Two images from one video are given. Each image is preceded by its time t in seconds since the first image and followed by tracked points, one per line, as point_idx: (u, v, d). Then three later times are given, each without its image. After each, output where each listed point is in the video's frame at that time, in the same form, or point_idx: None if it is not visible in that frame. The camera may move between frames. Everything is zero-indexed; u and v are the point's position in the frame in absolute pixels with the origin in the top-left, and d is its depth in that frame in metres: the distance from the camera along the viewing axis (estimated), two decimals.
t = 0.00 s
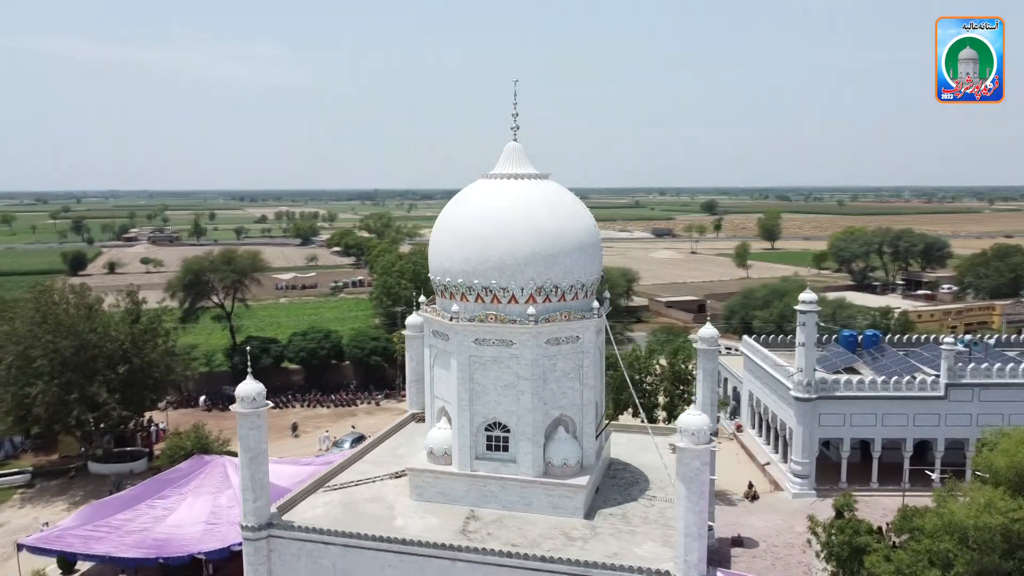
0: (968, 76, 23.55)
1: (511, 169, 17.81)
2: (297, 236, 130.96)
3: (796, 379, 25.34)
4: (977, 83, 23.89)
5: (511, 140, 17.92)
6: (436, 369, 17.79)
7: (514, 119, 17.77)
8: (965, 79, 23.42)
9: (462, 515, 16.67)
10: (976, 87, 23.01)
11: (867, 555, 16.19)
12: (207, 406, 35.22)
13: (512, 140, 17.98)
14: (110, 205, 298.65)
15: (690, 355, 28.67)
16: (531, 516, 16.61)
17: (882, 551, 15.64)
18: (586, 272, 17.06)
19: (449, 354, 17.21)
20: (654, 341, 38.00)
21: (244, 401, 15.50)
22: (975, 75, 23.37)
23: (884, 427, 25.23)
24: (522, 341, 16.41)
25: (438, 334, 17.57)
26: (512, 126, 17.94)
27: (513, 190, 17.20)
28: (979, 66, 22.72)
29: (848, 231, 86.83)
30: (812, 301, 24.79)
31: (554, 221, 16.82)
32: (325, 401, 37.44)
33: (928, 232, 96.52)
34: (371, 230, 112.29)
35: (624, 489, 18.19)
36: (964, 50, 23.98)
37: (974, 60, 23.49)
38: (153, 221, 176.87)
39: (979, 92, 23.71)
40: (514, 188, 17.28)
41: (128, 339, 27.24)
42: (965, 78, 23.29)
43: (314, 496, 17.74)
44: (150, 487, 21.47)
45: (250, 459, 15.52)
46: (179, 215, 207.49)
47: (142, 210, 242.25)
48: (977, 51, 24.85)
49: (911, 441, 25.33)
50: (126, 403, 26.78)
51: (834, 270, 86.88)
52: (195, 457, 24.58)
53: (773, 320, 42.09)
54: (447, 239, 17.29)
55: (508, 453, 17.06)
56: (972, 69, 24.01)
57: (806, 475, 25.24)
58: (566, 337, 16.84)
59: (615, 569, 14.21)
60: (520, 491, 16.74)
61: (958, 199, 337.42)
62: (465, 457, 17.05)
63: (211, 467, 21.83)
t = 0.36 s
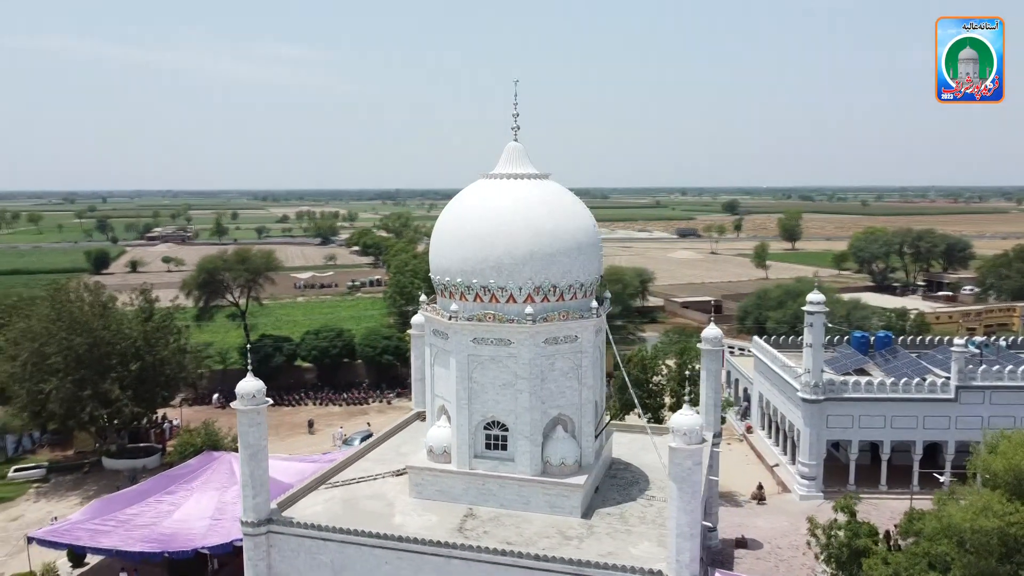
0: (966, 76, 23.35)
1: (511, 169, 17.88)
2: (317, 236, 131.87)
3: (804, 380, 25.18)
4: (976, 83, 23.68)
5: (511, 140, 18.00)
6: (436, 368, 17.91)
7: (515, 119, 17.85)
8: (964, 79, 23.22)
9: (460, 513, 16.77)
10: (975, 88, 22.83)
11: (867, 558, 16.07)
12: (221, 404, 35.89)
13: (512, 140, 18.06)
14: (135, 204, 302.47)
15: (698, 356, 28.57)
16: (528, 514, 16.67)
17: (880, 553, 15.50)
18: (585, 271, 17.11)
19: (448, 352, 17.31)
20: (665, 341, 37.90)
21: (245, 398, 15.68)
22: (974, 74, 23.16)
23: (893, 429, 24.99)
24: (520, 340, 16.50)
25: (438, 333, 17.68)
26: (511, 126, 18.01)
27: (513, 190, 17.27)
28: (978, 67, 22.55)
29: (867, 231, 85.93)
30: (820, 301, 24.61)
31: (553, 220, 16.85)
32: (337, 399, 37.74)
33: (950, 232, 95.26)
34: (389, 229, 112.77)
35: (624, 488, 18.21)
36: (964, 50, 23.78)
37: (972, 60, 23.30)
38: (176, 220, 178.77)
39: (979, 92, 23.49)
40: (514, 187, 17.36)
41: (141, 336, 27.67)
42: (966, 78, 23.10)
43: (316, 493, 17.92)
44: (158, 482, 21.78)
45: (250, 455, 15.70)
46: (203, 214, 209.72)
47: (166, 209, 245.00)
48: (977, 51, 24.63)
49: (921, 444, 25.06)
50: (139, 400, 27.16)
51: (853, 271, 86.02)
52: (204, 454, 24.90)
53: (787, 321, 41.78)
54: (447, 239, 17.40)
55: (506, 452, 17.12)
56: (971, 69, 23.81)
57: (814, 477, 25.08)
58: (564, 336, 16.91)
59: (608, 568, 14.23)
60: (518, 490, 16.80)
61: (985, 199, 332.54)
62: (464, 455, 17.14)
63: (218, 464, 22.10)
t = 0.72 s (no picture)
0: (967, 76, 23.17)
1: (510, 170, 17.99)
2: (337, 236, 132.89)
3: (812, 382, 25.02)
4: (977, 83, 23.48)
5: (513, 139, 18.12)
6: (436, 367, 18.03)
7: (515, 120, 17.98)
8: (964, 79, 23.04)
9: (457, 511, 16.87)
10: (976, 88, 22.67)
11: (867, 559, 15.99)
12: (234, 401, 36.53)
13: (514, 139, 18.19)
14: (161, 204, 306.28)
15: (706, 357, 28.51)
16: (526, 513, 16.74)
17: (878, 555, 15.38)
18: (583, 270, 17.15)
19: (448, 351, 17.43)
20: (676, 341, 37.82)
21: (245, 395, 15.86)
22: (975, 75, 22.98)
23: (902, 431, 24.74)
24: (517, 339, 16.57)
25: (438, 332, 17.82)
26: (512, 126, 18.11)
27: (512, 190, 17.35)
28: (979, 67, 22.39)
29: (889, 231, 84.92)
30: (827, 302, 24.47)
31: (551, 219, 16.92)
32: (349, 397, 38.01)
33: (974, 233, 93.91)
34: (409, 229, 113.31)
35: (623, 488, 18.22)
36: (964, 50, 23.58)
37: (973, 60, 23.11)
38: (200, 220, 180.92)
39: (980, 92, 23.28)
40: (512, 187, 17.45)
41: (153, 334, 28.10)
42: (965, 79, 22.95)
43: (317, 490, 18.13)
44: (167, 478, 22.13)
45: (250, 452, 15.92)
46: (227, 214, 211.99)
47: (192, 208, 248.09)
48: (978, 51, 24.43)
49: (931, 447, 24.77)
50: (151, 397, 27.60)
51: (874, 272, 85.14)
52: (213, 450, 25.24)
53: (801, 322, 41.51)
54: (446, 238, 17.51)
55: (505, 451, 17.20)
56: (971, 69, 23.59)
57: (821, 479, 24.91)
58: (562, 336, 16.96)
59: (601, 567, 14.24)
60: (516, 488, 16.86)
61: (1014, 199, 327.39)
62: (463, 454, 17.24)
63: (225, 460, 22.42)
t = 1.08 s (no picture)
0: (967, 76, 23.02)
1: (510, 169, 18.08)
2: (356, 235, 133.82)
3: (819, 383, 24.87)
4: (977, 83, 23.29)
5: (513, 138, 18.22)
6: (436, 365, 18.15)
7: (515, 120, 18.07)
8: (964, 79, 22.89)
9: (455, 509, 16.98)
10: (976, 87, 22.50)
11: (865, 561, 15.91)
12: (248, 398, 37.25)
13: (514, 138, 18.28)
14: (188, 204, 309.66)
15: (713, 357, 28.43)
16: (523, 511, 16.81)
17: (876, 556, 15.32)
18: (582, 270, 17.20)
19: (447, 350, 17.55)
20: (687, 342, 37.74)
21: (245, 392, 16.08)
22: (974, 75, 22.83)
23: (910, 433, 24.51)
24: (515, 338, 16.65)
25: (438, 331, 17.94)
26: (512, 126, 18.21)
27: (511, 189, 17.43)
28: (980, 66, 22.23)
29: (910, 231, 83.97)
30: (834, 303, 24.34)
31: (549, 218, 16.98)
32: (361, 396, 38.23)
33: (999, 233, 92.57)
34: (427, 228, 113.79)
35: (622, 487, 18.23)
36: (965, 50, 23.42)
37: (973, 60, 22.94)
38: (223, 219, 182.88)
39: (981, 92, 23.12)
40: (511, 187, 17.54)
41: (165, 332, 28.51)
42: (965, 79, 22.85)
43: (318, 487, 18.32)
44: (174, 475, 22.44)
45: (250, 448, 16.13)
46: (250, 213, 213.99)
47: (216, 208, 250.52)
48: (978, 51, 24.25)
49: (940, 449, 24.51)
50: (163, 393, 28.00)
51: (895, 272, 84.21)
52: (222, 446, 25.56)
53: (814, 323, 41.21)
54: (445, 237, 17.62)
55: (503, 449, 17.28)
56: (970, 69, 23.42)
57: (828, 481, 24.74)
58: (560, 335, 17.01)
59: (593, 566, 14.26)
60: (514, 486, 16.93)
61: None
62: (461, 452, 17.33)
63: (231, 455, 22.72)
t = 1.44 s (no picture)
0: (967, 76, 22.84)
1: (511, 168, 18.16)
2: (375, 235, 134.55)
3: (826, 384, 24.72)
4: (977, 83, 23.08)
5: (513, 138, 18.31)
6: (436, 363, 18.28)
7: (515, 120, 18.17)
8: (964, 79, 22.70)
9: (453, 506, 17.09)
10: (976, 88, 22.32)
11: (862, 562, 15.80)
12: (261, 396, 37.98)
13: (514, 138, 18.37)
14: (211, 204, 312.90)
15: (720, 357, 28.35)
16: (520, 509, 16.89)
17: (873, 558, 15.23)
18: (580, 269, 17.24)
19: (447, 349, 17.67)
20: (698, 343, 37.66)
21: (246, 389, 16.35)
22: (974, 75, 22.64)
23: (919, 435, 24.26)
24: (512, 337, 16.74)
25: (437, 330, 18.07)
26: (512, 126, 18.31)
27: (511, 189, 17.51)
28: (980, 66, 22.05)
29: (932, 232, 82.88)
30: (841, 303, 24.21)
31: (546, 218, 17.04)
32: (372, 394, 38.43)
33: None
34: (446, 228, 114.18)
35: (621, 487, 18.23)
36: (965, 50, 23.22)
37: (974, 60, 22.75)
38: (245, 218, 184.67)
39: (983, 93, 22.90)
40: (510, 186, 17.62)
41: (177, 329, 28.90)
42: (965, 79, 22.65)
43: (319, 483, 18.51)
44: (182, 470, 22.73)
45: (250, 444, 16.34)
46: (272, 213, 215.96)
47: (238, 208, 252.59)
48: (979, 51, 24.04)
49: (949, 452, 24.24)
50: (174, 390, 28.37)
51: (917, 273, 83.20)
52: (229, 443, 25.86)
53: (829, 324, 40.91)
54: (445, 236, 17.75)
55: (501, 447, 17.37)
56: (970, 69, 23.20)
57: (836, 482, 24.57)
58: (558, 334, 17.07)
59: (586, 564, 14.28)
60: (511, 484, 17.00)
61: None
62: (460, 450, 17.44)
63: (238, 452, 22.96)
